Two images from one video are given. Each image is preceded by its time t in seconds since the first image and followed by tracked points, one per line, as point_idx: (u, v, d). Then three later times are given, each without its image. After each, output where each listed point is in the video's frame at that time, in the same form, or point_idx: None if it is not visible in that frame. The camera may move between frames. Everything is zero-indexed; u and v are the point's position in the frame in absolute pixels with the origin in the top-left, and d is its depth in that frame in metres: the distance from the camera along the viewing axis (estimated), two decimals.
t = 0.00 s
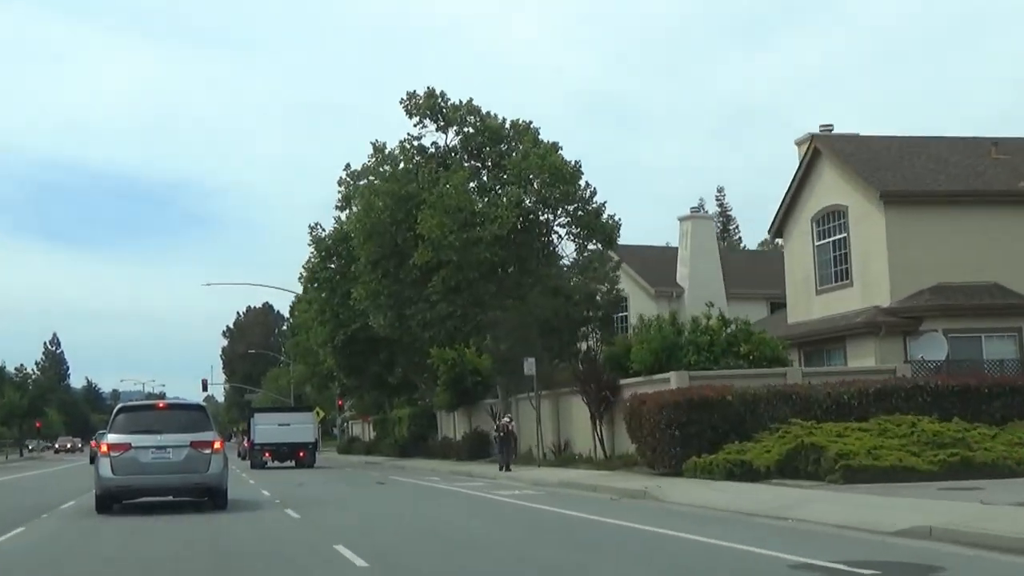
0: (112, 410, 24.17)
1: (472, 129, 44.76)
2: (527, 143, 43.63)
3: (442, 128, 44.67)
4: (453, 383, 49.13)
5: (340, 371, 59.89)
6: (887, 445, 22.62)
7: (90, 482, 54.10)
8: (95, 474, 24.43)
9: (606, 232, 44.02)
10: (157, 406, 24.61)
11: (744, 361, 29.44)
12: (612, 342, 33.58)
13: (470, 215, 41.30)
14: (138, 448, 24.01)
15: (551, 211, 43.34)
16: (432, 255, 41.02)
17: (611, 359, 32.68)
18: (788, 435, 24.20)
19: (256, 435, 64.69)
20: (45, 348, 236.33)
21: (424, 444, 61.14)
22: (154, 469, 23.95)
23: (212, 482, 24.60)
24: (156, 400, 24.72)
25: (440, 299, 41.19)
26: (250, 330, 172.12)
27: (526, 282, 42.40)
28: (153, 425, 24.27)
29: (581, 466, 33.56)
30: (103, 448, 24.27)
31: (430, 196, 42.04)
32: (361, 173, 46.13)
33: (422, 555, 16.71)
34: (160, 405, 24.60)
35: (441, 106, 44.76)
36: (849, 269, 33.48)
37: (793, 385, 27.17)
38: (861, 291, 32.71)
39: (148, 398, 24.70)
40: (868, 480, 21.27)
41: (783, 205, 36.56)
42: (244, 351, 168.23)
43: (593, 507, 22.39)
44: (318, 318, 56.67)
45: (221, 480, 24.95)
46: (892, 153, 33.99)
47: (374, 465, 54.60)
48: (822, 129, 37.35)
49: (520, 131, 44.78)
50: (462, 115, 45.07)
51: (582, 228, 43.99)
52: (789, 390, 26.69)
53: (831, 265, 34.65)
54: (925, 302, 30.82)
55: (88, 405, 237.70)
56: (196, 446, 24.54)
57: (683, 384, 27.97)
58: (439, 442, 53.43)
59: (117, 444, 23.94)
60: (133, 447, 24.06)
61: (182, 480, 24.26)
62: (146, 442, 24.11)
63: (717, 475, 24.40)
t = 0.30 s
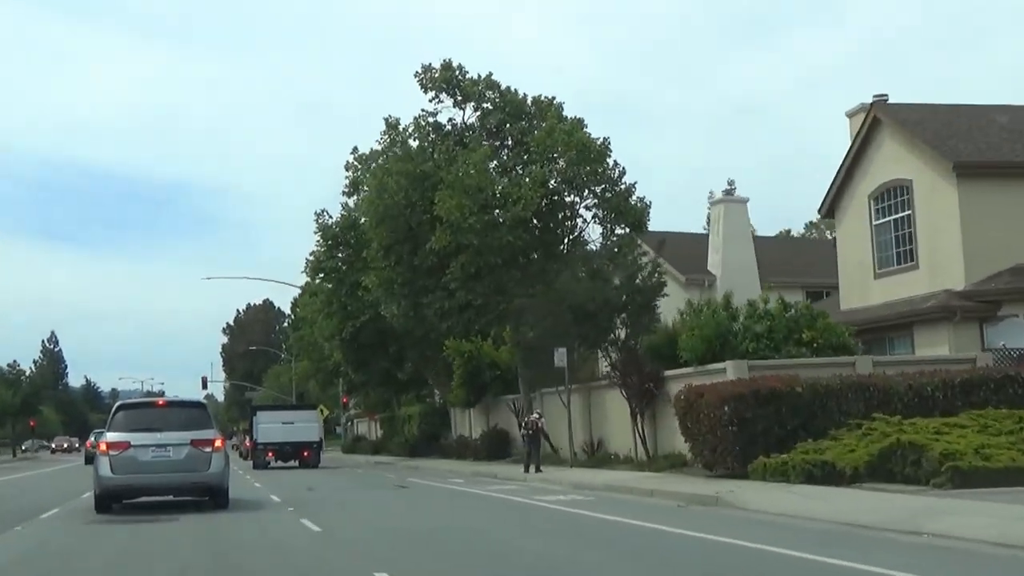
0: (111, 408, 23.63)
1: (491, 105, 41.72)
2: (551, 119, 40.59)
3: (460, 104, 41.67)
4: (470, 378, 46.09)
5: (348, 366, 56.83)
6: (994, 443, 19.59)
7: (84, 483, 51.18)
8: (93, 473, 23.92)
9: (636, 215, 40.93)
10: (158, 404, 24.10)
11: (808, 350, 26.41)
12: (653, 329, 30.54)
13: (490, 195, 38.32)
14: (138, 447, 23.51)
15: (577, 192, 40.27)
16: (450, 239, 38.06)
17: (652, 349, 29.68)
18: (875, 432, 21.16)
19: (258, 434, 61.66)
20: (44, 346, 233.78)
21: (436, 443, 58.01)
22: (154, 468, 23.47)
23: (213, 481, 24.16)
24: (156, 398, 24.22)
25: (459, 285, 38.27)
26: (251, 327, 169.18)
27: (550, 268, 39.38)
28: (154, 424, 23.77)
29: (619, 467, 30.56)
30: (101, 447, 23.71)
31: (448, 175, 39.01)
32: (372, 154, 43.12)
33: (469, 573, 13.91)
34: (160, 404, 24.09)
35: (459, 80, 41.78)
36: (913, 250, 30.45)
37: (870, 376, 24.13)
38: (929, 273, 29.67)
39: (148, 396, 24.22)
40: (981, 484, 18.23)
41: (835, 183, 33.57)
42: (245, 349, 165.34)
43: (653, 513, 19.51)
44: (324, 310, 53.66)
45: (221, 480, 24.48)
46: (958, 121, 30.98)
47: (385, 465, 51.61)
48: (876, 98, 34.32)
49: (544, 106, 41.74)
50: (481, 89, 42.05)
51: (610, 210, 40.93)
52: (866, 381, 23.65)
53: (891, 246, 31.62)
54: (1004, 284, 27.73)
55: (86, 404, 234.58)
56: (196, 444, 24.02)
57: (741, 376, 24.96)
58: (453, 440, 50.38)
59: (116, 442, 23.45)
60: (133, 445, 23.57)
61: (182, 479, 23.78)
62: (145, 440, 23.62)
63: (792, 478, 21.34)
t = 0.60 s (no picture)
0: (110, 404, 23.18)
1: (514, 78, 38.70)
2: (579, 92, 37.61)
3: (480, 77, 38.67)
4: (489, 373, 43.10)
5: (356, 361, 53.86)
6: None
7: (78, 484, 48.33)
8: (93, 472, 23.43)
9: (670, 196, 37.99)
10: (159, 402, 23.67)
11: (888, 338, 23.42)
12: (702, 317, 27.60)
13: (515, 174, 35.43)
14: (138, 444, 22.98)
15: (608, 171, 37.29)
16: (472, 221, 35.18)
17: (703, 338, 26.74)
18: (990, 431, 18.15)
19: (261, 433, 58.66)
20: (41, 344, 230.80)
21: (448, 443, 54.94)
22: (154, 467, 22.94)
23: (213, 481, 23.59)
24: (157, 396, 23.79)
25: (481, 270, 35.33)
26: (251, 325, 166.17)
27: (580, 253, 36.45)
28: (155, 421, 23.28)
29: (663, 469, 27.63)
30: (100, 445, 23.19)
31: (469, 152, 36.03)
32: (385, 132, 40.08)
33: None
34: (161, 401, 23.64)
35: (479, 51, 38.78)
36: (992, 227, 27.46)
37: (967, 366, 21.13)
38: (1012, 252, 26.68)
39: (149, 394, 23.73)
40: None
41: (898, 157, 30.62)
42: (245, 347, 162.30)
43: (738, 523, 16.56)
44: (330, 301, 50.67)
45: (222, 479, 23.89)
46: None
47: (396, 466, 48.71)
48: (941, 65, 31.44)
49: (571, 80, 38.74)
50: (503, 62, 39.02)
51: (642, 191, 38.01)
52: (965, 372, 20.65)
53: (965, 224, 28.62)
54: None
55: (82, 403, 231.32)
56: (197, 443, 23.50)
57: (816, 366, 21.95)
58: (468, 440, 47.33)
59: (116, 440, 22.95)
60: (133, 444, 23.03)
61: (182, 478, 23.23)
62: (146, 438, 23.08)
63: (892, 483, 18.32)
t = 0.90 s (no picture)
0: (110, 403, 22.91)
1: (540, 48, 35.76)
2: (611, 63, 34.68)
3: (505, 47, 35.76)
4: (509, 368, 40.25)
5: (365, 356, 51.05)
6: None
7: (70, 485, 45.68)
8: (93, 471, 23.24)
9: (709, 175, 35.03)
10: (158, 400, 23.36)
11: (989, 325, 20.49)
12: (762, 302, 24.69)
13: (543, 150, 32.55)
14: (138, 444, 22.74)
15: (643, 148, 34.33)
16: (496, 201, 32.33)
17: (765, 326, 23.85)
18: None
19: (264, 432, 55.82)
20: (38, 341, 227.87)
21: (462, 443, 52.09)
22: (155, 466, 22.73)
23: (214, 479, 23.34)
24: (157, 394, 23.49)
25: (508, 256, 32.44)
26: (252, 321, 163.23)
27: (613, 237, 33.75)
28: (155, 420, 23.04)
29: (715, 473, 24.91)
30: (100, 444, 22.91)
31: (494, 126, 33.11)
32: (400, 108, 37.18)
33: None
34: (160, 399, 23.37)
35: (503, 19, 35.84)
36: None
37: None
38: None
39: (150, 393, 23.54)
40: None
41: (972, 128, 27.68)
42: (246, 344, 159.32)
43: (853, 541, 13.74)
44: (338, 292, 47.77)
45: (223, 478, 23.67)
46: None
47: (408, 468, 45.97)
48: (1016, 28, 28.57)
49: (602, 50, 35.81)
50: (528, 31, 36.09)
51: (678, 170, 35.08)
52: None
53: None
54: None
55: (80, 401, 228.32)
56: (197, 442, 23.25)
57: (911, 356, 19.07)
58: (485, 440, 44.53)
59: (116, 439, 22.73)
60: (132, 442, 22.77)
61: (184, 477, 23.03)
62: (146, 437, 22.83)
63: None
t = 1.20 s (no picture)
0: (106, 404, 21.95)
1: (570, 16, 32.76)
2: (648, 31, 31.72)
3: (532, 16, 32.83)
4: (533, 365, 37.39)
5: (374, 353, 48.21)
6: None
7: (61, 490, 42.87)
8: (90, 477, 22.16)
9: (755, 154, 32.15)
10: (158, 402, 22.45)
11: None
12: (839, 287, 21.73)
13: (575, 125, 29.72)
14: (138, 445, 21.83)
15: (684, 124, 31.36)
16: (525, 181, 29.41)
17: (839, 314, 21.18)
18: None
19: (266, 433, 52.75)
20: (37, 343, 224.90)
21: (477, 446, 49.27)
22: (155, 468, 21.76)
23: (216, 482, 22.32)
24: (156, 395, 22.58)
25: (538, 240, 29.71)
26: (252, 322, 160.19)
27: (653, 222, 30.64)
28: (155, 421, 22.14)
29: (781, 479, 22.13)
30: (99, 447, 22.03)
31: (521, 100, 30.18)
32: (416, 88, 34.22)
33: None
34: (160, 400, 22.46)
35: None
36: None
37: None
38: None
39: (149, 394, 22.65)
40: None
41: None
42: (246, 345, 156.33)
43: None
44: (346, 285, 44.91)
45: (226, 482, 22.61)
46: None
47: (422, 471, 43.18)
48: None
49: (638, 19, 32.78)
50: None
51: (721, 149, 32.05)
52: None
53: None
54: None
55: (78, 403, 225.43)
56: (198, 444, 22.32)
57: None
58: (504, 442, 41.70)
59: (115, 440, 21.80)
60: (132, 445, 21.85)
61: (185, 480, 22.03)
62: (146, 439, 21.91)
63: None
